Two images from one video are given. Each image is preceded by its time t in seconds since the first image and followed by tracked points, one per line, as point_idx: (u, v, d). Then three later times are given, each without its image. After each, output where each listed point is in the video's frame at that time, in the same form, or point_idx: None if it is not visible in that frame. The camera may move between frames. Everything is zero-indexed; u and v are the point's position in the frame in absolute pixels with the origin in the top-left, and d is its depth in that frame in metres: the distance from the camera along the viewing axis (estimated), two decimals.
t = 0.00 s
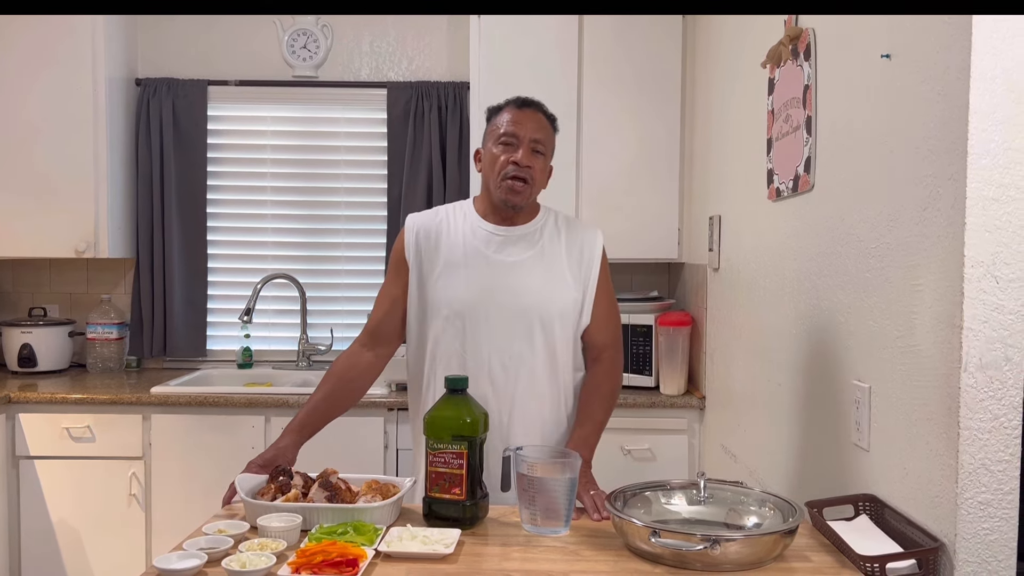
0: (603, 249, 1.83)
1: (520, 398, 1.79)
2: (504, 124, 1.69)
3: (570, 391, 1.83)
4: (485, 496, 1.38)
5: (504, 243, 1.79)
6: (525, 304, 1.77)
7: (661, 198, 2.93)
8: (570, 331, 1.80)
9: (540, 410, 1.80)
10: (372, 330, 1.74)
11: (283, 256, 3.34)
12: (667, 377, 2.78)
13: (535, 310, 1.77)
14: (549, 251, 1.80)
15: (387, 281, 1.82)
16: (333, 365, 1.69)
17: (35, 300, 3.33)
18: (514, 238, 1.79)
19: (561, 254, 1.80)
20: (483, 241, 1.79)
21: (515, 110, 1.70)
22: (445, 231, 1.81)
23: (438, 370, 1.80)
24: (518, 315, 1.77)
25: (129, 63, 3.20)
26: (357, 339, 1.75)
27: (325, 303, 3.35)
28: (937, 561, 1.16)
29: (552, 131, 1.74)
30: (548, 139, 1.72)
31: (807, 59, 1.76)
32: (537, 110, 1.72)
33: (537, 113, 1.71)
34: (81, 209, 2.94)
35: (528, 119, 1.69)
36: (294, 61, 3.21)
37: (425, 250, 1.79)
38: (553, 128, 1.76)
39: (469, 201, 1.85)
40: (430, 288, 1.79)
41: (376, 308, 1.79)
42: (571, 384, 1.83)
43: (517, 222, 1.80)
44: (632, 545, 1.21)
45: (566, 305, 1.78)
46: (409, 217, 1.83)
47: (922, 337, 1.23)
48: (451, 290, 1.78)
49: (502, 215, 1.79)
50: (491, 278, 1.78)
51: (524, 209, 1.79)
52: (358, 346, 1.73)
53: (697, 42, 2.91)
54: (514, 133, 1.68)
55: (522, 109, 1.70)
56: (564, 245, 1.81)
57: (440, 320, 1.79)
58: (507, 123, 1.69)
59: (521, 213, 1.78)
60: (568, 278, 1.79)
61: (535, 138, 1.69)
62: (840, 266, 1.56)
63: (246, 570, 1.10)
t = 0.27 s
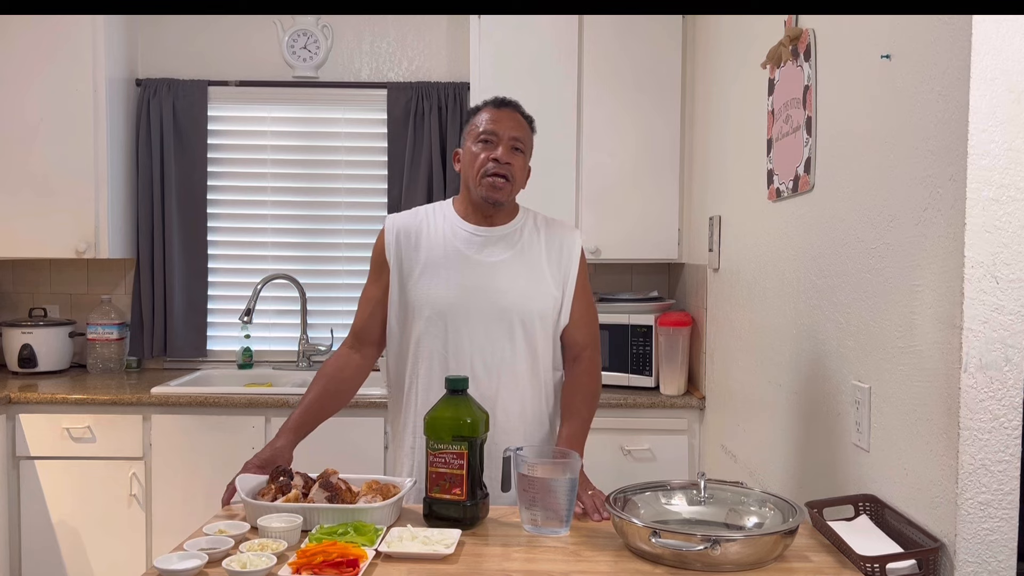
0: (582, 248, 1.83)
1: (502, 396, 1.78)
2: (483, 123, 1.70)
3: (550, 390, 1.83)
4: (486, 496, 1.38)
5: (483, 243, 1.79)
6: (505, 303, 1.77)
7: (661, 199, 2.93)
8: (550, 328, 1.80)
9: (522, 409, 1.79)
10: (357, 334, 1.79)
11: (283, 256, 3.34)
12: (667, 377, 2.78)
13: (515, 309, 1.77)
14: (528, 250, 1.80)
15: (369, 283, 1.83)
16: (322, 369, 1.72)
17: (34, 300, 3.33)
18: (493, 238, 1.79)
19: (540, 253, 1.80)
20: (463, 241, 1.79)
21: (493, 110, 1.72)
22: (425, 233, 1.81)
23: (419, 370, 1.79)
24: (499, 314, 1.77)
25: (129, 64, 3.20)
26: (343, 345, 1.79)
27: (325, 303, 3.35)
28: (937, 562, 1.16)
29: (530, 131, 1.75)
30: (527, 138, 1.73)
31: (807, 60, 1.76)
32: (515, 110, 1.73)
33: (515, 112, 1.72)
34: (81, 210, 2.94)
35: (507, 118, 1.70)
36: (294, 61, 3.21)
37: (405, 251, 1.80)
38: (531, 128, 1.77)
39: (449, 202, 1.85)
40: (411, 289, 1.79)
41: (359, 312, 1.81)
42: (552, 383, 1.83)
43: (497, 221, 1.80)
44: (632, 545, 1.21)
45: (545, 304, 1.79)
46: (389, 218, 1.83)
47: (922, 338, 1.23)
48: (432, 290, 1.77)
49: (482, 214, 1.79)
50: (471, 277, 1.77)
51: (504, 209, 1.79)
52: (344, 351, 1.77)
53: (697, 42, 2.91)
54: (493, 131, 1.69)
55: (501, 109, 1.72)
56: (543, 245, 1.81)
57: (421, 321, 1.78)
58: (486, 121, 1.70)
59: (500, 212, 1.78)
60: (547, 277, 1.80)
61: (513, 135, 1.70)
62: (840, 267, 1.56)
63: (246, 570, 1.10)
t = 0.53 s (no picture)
0: (563, 247, 1.83)
1: (487, 396, 1.78)
2: (461, 122, 1.70)
3: (536, 387, 1.83)
4: (487, 496, 1.38)
5: (466, 243, 1.78)
6: (489, 303, 1.76)
7: (661, 200, 2.93)
8: (533, 326, 1.80)
9: (509, 407, 1.80)
10: (342, 336, 1.79)
11: (283, 257, 3.34)
12: (668, 378, 2.78)
13: (499, 309, 1.77)
14: (511, 250, 1.79)
15: (353, 286, 1.83)
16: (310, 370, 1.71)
17: (34, 301, 3.33)
18: (475, 239, 1.79)
19: (522, 253, 1.79)
20: (445, 242, 1.79)
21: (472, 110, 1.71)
22: (407, 234, 1.80)
23: (403, 371, 1.79)
24: (483, 315, 1.77)
25: (130, 64, 3.20)
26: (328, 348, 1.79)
27: (325, 304, 3.35)
28: (937, 562, 1.16)
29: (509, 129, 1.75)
30: (507, 136, 1.73)
31: (808, 60, 1.76)
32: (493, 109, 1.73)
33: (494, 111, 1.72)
34: (81, 210, 2.94)
35: (485, 116, 1.70)
36: (295, 62, 3.21)
37: (387, 253, 1.79)
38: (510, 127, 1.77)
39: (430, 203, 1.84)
40: (394, 291, 1.78)
41: (342, 315, 1.82)
42: (537, 381, 1.84)
43: (479, 221, 1.79)
44: (633, 546, 1.21)
45: (529, 303, 1.78)
46: (370, 221, 1.83)
47: (922, 338, 1.23)
48: (415, 291, 1.77)
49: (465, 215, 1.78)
50: (454, 278, 1.77)
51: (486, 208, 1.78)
52: (329, 353, 1.77)
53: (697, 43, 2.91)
54: (472, 130, 1.68)
55: (479, 109, 1.72)
56: (524, 244, 1.80)
57: (404, 323, 1.77)
58: (466, 121, 1.70)
59: (482, 213, 1.78)
60: (530, 277, 1.79)
61: (493, 133, 1.69)
62: (840, 267, 1.56)
63: (247, 571, 1.10)
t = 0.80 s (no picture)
0: (549, 246, 1.83)
1: (480, 397, 1.77)
2: (439, 126, 1.69)
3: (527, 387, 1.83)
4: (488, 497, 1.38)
5: (453, 245, 1.78)
6: (478, 304, 1.76)
7: (661, 200, 2.93)
8: (523, 325, 1.80)
9: (503, 407, 1.79)
10: (333, 341, 1.81)
11: (284, 257, 3.35)
12: (668, 378, 2.78)
13: (487, 309, 1.76)
14: (497, 250, 1.80)
15: (342, 292, 1.84)
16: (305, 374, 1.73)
17: (35, 302, 3.33)
18: (462, 241, 1.79)
19: (508, 253, 1.80)
20: (431, 244, 1.79)
21: (447, 112, 1.71)
22: (393, 238, 1.81)
23: (394, 375, 1.79)
24: (472, 316, 1.76)
25: (130, 65, 3.20)
26: (320, 354, 1.81)
27: (326, 304, 3.35)
28: (938, 562, 1.16)
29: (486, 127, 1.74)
30: (485, 134, 1.72)
31: (808, 61, 1.76)
32: (467, 109, 1.72)
33: (469, 111, 1.71)
34: (82, 210, 2.94)
35: (461, 118, 1.69)
36: (296, 62, 3.22)
37: (374, 258, 1.79)
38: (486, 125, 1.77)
39: (415, 207, 1.84)
40: (382, 294, 1.79)
41: (332, 320, 1.82)
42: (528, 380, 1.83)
43: (464, 222, 1.79)
44: (634, 546, 1.21)
45: (517, 303, 1.78)
46: (356, 226, 1.83)
47: (923, 338, 1.23)
48: (403, 295, 1.77)
49: (450, 217, 1.78)
50: (441, 281, 1.77)
51: (470, 208, 1.78)
52: (321, 358, 1.79)
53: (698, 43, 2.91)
54: (450, 132, 1.68)
55: (455, 109, 1.71)
56: (511, 245, 1.81)
57: (393, 326, 1.77)
58: (442, 123, 1.69)
59: (467, 213, 1.78)
60: (518, 276, 1.79)
61: (471, 133, 1.69)
62: (841, 268, 1.56)
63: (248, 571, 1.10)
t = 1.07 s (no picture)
0: (542, 244, 1.82)
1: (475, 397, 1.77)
2: (419, 129, 1.69)
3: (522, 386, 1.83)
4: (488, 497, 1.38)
5: (444, 246, 1.78)
6: (470, 304, 1.76)
7: (662, 200, 2.93)
8: (517, 324, 1.80)
9: (498, 407, 1.79)
10: (326, 345, 1.82)
11: (284, 257, 3.35)
12: (668, 379, 2.78)
13: (479, 309, 1.76)
14: (489, 250, 1.79)
15: (335, 295, 1.84)
16: (299, 377, 1.74)
17: (35, 302, 3.33)
18: (453, 242, 1.79)
19: (500, 253, 1.79)
20: (422, 246, 1.79)
21: (426, 114, 1.70)
22: (384, 240, 1.81)
23: (388, 376, 1.79)
24: (464, 317, 1.76)
25: (130, 65, 3.20)
26: (315, 359, 1.83)
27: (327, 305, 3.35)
28: (937, 563, 1.16)
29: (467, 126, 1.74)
30: (466, 134, 1.72)
31: (808, 62, 1.76)
32: (447, 109, 1.72)
33: (449, 111, 1.71)
34: (82, 210, 2.94)
35: (440, 119, 1.69)
36: (296, 63, 3.22)
37: (365, 261, 1.80)
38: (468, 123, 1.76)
39: (406, 208, 1.84)
40: (374, 297, 1.79)
41: (326, 324, 1.83)
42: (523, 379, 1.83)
43: (452, 223, 1.79)
44: (634, 546, 1.21)
45: (510, 302, 1.78)
46: (347, 230, 1.83)
47: (923, 338, 1.23)
48: (395, 297, 1.77)
49: (438, 218, 1.78)
50: (433, 282, 1.77)
51: (457, 208, 1.78)
52: (315, 362, 1.81)
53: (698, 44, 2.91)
54: (430, 135, 1.68)
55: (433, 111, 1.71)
56: (502, 244, 1.80)
57: (386, 329, 1.78)
58: (421, 127, 1.69)
59: (455, 213, 1.78)
60: (510, 276, 1.79)
61: (451, 134, 1.68)
62: (841, 269, 1.56)
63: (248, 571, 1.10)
